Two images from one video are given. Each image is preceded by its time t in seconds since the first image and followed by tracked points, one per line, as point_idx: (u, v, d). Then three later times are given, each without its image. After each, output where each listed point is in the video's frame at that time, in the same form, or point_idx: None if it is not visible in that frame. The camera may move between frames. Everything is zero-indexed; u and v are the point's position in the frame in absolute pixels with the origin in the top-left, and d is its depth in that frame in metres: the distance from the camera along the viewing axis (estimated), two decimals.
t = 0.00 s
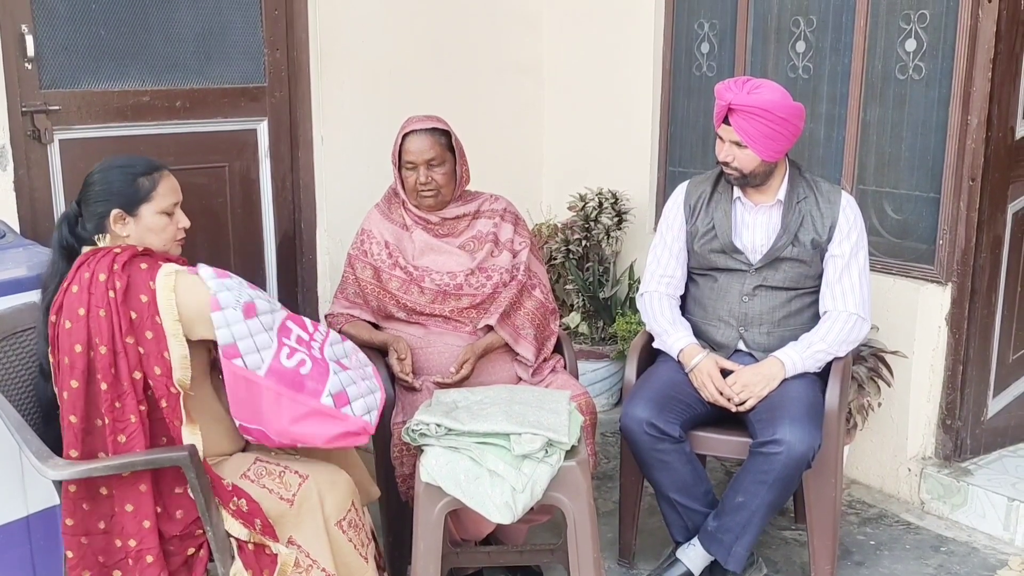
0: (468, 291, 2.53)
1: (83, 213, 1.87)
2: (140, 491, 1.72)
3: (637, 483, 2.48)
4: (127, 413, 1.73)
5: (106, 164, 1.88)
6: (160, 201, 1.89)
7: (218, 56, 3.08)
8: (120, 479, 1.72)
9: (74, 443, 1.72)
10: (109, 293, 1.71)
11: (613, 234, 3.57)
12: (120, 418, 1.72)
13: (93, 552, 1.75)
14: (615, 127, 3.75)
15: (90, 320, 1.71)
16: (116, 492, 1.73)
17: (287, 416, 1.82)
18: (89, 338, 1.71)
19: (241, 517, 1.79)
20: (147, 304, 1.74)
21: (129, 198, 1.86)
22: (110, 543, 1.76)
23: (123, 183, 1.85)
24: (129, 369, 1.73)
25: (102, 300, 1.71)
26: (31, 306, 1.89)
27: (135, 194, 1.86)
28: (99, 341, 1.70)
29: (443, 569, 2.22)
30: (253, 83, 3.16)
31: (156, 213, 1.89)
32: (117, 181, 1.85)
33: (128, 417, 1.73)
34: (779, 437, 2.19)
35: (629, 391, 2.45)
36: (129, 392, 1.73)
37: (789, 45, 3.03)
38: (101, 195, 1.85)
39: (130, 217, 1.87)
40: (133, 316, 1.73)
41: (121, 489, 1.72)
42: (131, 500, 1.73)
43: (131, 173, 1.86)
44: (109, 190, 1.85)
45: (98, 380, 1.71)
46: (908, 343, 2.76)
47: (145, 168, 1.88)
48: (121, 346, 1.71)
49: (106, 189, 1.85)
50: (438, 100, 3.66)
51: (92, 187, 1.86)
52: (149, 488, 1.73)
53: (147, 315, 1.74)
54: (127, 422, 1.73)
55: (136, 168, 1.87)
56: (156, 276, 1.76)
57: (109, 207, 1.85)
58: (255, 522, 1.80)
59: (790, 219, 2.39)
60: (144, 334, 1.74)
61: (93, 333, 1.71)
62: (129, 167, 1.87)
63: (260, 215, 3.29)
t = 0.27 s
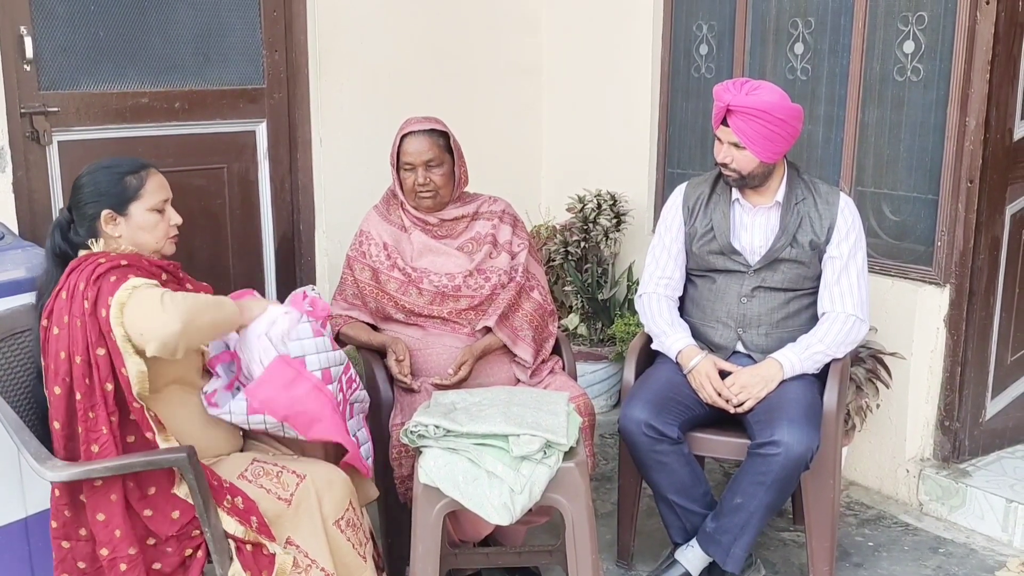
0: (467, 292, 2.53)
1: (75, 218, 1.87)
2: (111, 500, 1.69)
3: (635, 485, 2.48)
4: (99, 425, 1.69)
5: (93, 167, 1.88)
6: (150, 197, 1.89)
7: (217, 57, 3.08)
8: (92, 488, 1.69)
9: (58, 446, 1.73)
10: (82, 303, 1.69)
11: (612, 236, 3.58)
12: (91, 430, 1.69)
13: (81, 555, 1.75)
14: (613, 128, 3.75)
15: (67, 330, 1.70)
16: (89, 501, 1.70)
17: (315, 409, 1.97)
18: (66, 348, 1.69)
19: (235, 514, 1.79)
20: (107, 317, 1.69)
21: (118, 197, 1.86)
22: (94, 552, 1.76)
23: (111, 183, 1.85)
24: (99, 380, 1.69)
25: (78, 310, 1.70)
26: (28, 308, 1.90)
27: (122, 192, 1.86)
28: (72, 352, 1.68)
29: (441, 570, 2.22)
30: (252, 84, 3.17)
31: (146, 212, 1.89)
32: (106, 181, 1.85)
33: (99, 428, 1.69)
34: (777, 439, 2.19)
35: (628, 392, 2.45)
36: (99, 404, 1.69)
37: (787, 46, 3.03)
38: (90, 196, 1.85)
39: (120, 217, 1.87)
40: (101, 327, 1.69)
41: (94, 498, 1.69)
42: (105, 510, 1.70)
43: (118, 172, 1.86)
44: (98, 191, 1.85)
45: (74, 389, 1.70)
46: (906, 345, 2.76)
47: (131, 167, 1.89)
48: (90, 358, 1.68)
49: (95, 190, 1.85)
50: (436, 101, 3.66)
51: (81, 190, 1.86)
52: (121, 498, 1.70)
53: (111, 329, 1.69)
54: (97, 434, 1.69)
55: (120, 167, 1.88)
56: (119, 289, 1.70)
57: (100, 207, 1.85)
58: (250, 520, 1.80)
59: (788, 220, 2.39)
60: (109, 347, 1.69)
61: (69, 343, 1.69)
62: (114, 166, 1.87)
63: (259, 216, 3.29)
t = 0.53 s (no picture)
0: (466, 291, 2.53)
1: (76, 220, 1.85)
2: (106, 498, 1.69)
3: (634, 483, 2.49)
4: (97, 423, 1.67)
5: (89, 167, 1.86)
6: (149, 191, 1.87)
7: (216, 56, 3.08)
8: (87, 487, 1.68)
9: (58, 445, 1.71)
10: (88, 302, 1.66)
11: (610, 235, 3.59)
12: (90, 427, 1.67)
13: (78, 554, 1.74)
14: (612, 127, 3.75)
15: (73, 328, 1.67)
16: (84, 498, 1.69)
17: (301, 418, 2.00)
18: (70, 345, 1.67)
19: (235, 514, 1.80)
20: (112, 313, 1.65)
21: (119, 193, 1.84)
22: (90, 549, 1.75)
23: (110, 180, 1.83)
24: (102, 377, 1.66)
25: (84, 308, 1.67)
26: (28, 305, 1.90)
27: (122, 188, 1.84)
28: (76, 350, 1.66)
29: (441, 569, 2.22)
30: (252, 83, 3.17)
31: (146, 205, 1.87)
32: (103, 178, 1.83)
33: (98, 426, 1.67)
34: (776, 437, 2.19)
35: (627, 390, 2.45)
36: (99, 403, 1.67)
37: (786, 45, 3.03)
38: (90, 194, 1.82)
39: (121, 213, 1.85)
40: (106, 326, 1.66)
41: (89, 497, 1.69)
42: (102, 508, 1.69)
43: (114, 168, 1.84)
44: (98, 188, 1.83)
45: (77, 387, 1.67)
46: (905, 343, 2.76)
47: (127, 162, 1.87)
48: (94, 355, 1.65)
49: (94, 188, 1.83)
50: (435, 100, 3.66)
51: (80, 189, 1.84)
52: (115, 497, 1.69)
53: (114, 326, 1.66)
54: (96, 432, 1.67)
55: (115, 163, 1.86)
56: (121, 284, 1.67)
57: (100, 205, 1.83)
58: (249, 519, 1.80)
59: (788, 219, 2.39)
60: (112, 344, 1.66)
61: (73, 340, 1.66)
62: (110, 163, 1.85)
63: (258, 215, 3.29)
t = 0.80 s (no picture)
0: (466, 290, 2.54)
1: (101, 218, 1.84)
2: (128, 493, 1.69)
3: (634, 482, 2.49)
4: (128, 418, 1.68)
5: (115, 166, 1.85)
6: (175, 188, 1.86)
7: (215, 55, 3.08)
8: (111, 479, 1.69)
9: (78, 437, 1.68)
10: (135, 295, 1.66)
11: (609, 234, 3.61)
12: (120, 421, 1.68)
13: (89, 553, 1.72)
14: (611, 127, 3.75)
15: (113, 320, 1.66)
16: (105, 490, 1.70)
17: (306, 457, 1.84)
18: (110, 336, 1.66)
19: (236, 514, 1.84)
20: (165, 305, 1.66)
21: (145, 190, 1.83)
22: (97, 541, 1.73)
23: (136, 177, 1.82)
24: (142, 371, 1.67)
25: (128, 301, 1.66)
26: (28, 303, 1.90)
27: (149, 185, 1.83)
28: (118, 341, 1.65)
29: (441, 567, 2.22)
30: (251, 82, 3.17)
31: (173, 201, 1.86)
32: (130, 175, 1.83)
33: (129, 421, 1.68)
34: (776, 436, 2.19)
35: (627, 389, 2.46)
36: (134, 397, 1.67)
37: (786, 44, 3.03)
38: (118, 192, 1.82)
39: (149, 210, 1.84)
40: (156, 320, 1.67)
41: (112, 488, 1.70)
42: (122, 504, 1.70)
43: (141, 165, 1.84)
44: (124, 186, 1.82)
45: (110, 380, 1.66)
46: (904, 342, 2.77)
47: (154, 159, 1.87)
48: (138, 348, 1.66)
49: (120, 186, 1.82)
50: (435, 99, 3.67)
51: (107, 187, 1.83)
52: (137, 493, 1.70)
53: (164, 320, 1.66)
54: (126, 427, 1.68)
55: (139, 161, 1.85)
56: (176, 274, 1.67)
57: (128, 201, 1.82)
58: (251, 520, 1.83)
59: (787, 217, 2.39)
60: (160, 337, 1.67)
61: (115, 332, 1.66)
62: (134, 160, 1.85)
63: (258, 214, 3.29)
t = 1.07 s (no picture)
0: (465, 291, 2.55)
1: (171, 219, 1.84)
2: (166, 492, 1.73)
3: (632, 483, 2.49)
4: (183, 419, 1.75)
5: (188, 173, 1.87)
6: (249, 199, 1.89)
7: (214, 57, 3.09)
8: (152, 476, 1.73)
9: (129, 427, 1.74)
10: (216, 303, 1.72)
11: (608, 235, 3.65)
12: (174, 419, 1.75)
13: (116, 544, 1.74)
14: (610, 128, 3.75)
15: (185, 321, 1.72)
16: (142, 485, 1.73)
17: (308, 471, 1.80)
18: (180, 336, 1.72)
19: (238, 519, 1.81)
20: (245, 321, 1.72)
21: (221, 197, 1.85)
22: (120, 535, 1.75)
23: (214, 185, 1.85)
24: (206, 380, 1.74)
25: (207, 306, 1.72)
26: (28, 304, 1.88)
27: (226, 194, 1.85)
28: (187, 343, 1.72)
29: (440, 568, 2.22)
30: (250, 83, 3.18)
31: (246, 212, 1.88)
32: (206, 181, 1.85)
33: (183, 422, 1.75)
34: (774, 436, 2.20)
35: (625, 389, 2.46)
36: (192, 400, 1.75)
37: (784, 45, 3.04)
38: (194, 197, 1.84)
39: (222, 217, 1.86)
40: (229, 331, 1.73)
41: (148, 484, 1.73)
42: (160, 505, 1.73)
43: (218, 173, 1.87)
44: (201, 193, 1.84)
45: (172, 378, 1.73)
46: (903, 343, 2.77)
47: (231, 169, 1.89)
48: (207, 355, 1.73)
49: (195, 191, 1.85)
50: (434, 100, 3.67)
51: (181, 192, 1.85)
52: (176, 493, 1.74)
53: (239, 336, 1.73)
54: (179, 427, 1.75)
55: (217, 169, 1.87)
56: (267, 290, 1.73)
57: (203, 206, 1.84)
58: (253, 524, 1.81)
59: (785, 219, 2.39)
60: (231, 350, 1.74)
61: (184, 334, 1.72)
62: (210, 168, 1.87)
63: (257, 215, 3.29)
